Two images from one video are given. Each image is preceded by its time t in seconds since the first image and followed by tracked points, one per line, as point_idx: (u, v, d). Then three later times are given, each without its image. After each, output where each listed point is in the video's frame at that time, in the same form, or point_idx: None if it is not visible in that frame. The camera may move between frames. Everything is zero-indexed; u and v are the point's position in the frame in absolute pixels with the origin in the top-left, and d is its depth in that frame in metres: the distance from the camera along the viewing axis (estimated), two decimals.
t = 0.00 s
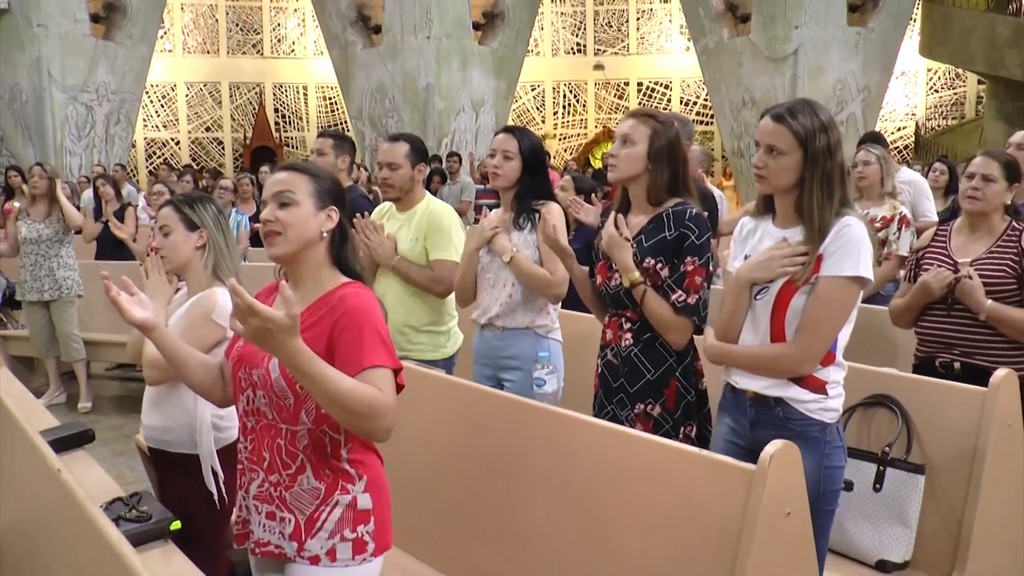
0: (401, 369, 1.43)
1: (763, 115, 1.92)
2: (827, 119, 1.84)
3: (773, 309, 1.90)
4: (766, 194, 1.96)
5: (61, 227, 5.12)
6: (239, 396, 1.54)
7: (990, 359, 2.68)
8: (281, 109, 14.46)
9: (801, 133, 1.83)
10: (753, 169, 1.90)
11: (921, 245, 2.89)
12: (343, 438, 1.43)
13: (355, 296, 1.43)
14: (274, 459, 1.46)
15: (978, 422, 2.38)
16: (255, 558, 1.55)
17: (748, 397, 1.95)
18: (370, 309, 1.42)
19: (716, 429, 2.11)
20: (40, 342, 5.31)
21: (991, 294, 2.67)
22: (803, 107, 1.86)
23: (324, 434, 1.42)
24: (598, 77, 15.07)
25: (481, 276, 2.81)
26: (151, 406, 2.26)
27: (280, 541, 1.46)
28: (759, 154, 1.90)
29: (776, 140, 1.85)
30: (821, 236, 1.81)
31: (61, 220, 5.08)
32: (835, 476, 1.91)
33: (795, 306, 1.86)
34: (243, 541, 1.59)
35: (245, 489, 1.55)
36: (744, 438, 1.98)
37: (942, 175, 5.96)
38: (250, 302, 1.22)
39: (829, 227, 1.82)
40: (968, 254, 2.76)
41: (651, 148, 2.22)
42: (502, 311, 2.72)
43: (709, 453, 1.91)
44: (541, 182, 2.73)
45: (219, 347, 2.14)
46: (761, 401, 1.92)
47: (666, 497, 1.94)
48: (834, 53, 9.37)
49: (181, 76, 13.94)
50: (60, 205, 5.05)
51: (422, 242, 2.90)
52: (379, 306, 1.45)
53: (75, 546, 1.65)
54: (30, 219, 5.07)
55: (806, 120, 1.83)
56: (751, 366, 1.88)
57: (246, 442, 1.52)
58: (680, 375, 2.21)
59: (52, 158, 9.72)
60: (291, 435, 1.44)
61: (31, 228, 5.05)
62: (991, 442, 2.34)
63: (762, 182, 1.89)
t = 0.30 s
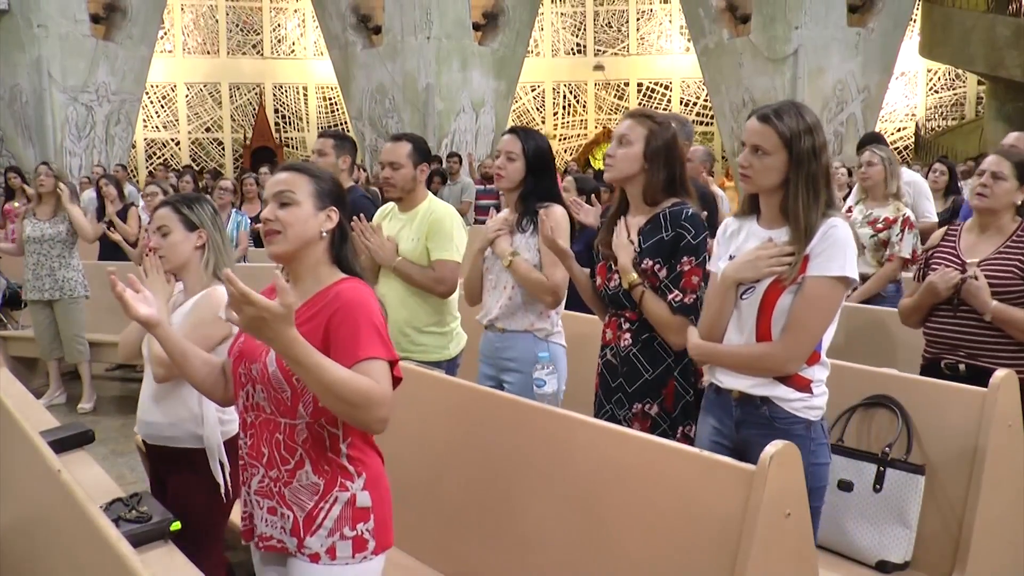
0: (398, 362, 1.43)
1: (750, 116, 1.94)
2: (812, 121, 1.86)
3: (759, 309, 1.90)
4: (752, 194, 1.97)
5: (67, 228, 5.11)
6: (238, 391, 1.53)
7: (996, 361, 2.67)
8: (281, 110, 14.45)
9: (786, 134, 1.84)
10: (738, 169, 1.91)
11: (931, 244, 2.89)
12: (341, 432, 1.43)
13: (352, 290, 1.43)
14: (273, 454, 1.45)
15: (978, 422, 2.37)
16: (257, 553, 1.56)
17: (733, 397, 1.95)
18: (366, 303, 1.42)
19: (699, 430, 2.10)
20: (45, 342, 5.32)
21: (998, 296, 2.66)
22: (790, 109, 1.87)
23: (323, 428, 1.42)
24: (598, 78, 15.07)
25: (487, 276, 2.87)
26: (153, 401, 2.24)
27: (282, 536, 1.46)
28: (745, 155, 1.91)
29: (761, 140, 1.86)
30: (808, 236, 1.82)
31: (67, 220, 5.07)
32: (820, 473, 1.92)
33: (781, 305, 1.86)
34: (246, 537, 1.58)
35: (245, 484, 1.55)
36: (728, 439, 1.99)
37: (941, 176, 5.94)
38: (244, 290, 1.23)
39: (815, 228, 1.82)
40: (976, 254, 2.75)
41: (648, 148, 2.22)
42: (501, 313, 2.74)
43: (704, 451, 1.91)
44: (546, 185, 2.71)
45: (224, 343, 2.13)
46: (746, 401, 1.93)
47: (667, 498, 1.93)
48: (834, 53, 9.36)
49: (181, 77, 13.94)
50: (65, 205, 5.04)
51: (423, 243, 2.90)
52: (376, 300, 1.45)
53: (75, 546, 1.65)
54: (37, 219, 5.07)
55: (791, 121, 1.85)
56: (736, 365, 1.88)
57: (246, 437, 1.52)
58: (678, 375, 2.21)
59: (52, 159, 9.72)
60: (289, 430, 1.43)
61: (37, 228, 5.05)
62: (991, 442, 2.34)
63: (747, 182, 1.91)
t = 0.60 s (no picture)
0: (391, 360, 1.43)
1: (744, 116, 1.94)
2: (805, 122, 1.87)
3: (751, 309, 1.90)
4: (744, 195, 1.97)
5: (74, 228, 5.11)
6: (238, 388, 1.54)
7: (1000, 363, 2.67)
8: (281, 110, 14.45)
9: (779, 136, 1.84)
10: (731, 169, 1.92)
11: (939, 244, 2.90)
12: (341, 429, 1.43)
13: (349, 288, 1.43)
14: (274, 451, 1.46)
15: (978, 422, 2.38)
16: (258, 550, 1.56)
17: (724, 397, 1.95)
18: (364, 300, 1.42)
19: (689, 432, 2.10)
20: (51, 343, 5.33)
21: (1002, 298, 2.65)
22: (783, 110, 1.87)
23: (322, 425, 1.42)
24: (598, 79, 15.07)
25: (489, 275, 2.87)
26: (155, 398, 2.25)
27: (284, 534, 1.46)
28: (737, 154, 1.91)
29: (754, 140, 1.87)
30: (800, 237, 1.83)
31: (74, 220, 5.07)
32: (814, 470, 1.94)
33: (774, 306, 1.87)
34: (246, 534, 1.58)
35: (245, 481, 1.55)
36: (721, 438, 1.98)
37: (942, 176, 5.93)
38: (229, 281, 1.25)
39: (808, 229, 1.84)
40: (982, 255, 2.75)
41: (643, 148, 2.22)
42: (500, 313, 2.74)
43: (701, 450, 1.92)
44: (548, 187, 2.69)
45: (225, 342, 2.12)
46: (739, 400, 1.93)
47: (666, 498, 1.93)
48: (834, 53, 9.36)
49: (181, 77, 13.95)
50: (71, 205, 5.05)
51: (426, 242, 2.90)
52: (373, 298, 1.44)
53: (74, 547, 1.65)
54: (45, 219, 5.09)
55: (784, 123, 1.85)
56: (727, 364, 1.89)
57: (247, 434, 1.52)
58: (681, 374, 2.22)
59: (52, 159, 9.74)
60: (289, 426, 1.44)
61: (44, 227, 5.06)
62: (991, 442, 2.34)
63: (739, 182, 1.91)
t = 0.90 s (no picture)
0: (401, 367, 1.43)
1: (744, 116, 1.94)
2: (804, 122, 1.87)
3: (750, 309, 1.90)
4: (743, 195, 1.97)
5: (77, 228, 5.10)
6: (244, 391, 1.53)
7: (1009, 365, 2.66)
8: (281, 111, 14.45)
9: (778, 136, 1.85)
10: (730, 169, 1.92)
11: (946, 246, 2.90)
12: (347, 434, 1.42)
13: (359, 293, 1.43)
14: (279, 455, 1.45)
15: (978, 423, 2.38)
16: (260, 552, 1.56)
17: (724, 398, 1.95)
18: (373, 306, 1.41)
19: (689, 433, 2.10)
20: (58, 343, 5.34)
21: (1010, 300, 2.65)
22: (781, 110, 1.87)
23: (329, 430, 1.42)
24: (598, 79, 15.07)
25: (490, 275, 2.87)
26: (157, 399, 2.25)
27: (286, 536, 1.46)
28: (736, 154, 1.91)
29: (753, 140, 1.87)
30: (798, 237, 1.83)
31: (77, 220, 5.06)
32: (813, 471, 1.95)
33: (772, 305, 1.87)
34: (247, 536, 1.58)
35: (249, 483, 1.55)
36: (720, 438, 1.98)
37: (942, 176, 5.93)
38: (246, 295, 1.24)
39: (806, 228, 1.84)
40: (990, 257, 2.75)
41: (644, 149, 2.22)
42: (498, 313, 2.74)
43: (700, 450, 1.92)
44: (546, 187, 2.69)
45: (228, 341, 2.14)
46: (738, 400, 1.93)
47: (666, 498, 1.93)
48: (834, 54, 9.36)
49: (181, 78, 13.96)
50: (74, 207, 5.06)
51: (427, 242, 2.90)
52: (382, 304, 1.44)
53: (75, 547, 1.65)
54: (51, 220, 5.11)
55: (783, 123, 1.85)
56: (725, 363, 1.88)
57: (252, 438, 1.52)
58: (681, 374, 2.21)
59: (52, 160, 9.74)
60: (295, 430, 1.43)
61: (49, 228, 5.08)
62: (992, 443, 2.34)
63: (739, 181, 1.91)
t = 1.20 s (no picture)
0: (419, 374, 1.43)
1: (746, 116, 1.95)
2: (808, 121, 1.87)
3: (755, 309, 1.90)
4: (747, 195, 1.97)
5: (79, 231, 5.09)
6: (252, 393, 1.53)
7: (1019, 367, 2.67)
8: (281, 111, 14.45)
9: (781, 135, 1.85)
10: (733, 168, 1.92)
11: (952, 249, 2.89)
12: (359, 438, 1.43)
13: (375, 298, 1.42)
14: (289, 459, 1.45)
15: (978, 423, 2.38)
16: (268, 555, 1.56)
17: (729, 399, 1.95)
18: (387, 311, 1.41)
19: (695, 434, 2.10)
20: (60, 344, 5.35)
21: (1019, 303, 2.66)
22: (785, 109, 1.87)
23: (341, 433, 1.42)
24: (598, 79, 15.06)
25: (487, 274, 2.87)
26: (163, 404, 2.24)
27: (296, 541, 1.47)
28: (739, 154, 1.91)
29: (757, 140, 1.87)
30: (802, 236, 1.83)
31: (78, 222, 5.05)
32: (820, 472, 1.95)
33: (776, 305, 1.87)
34: (255, 540, 1.57)
35: (258, 487, 1.55)
36: (726, 440, 1.98)
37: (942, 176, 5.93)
38: (273, 304, 1.23)
39: (809, 229, 1.84)
40: (998, 259, 2.75)
41: (643, 149, 2.22)
42: (497, 313, 2.74)
43: (700, 451, 1.93)
44: (543, 187, 2.69)
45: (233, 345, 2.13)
46: (744, 402, 1.93)
47: (666, 498, 1.94)
48: (834, 54, 9.36)
49: (181, 78, 13.97)
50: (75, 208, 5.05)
51: (426, 242, 2.91)
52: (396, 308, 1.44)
53: (75, 548, 1.65)
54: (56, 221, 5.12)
55: (786, 122, 1.86)
56: (732, 364, 1.88)
57: (260, 441, 1.52)
58: (681, 374, 2.21)
59: (52, 160, 9.75)
60: (307, 434, 1.43)
61: (54, 229, 5.09)
62: (991, 443, 2.34)
63: (742, 181, 1.91)
